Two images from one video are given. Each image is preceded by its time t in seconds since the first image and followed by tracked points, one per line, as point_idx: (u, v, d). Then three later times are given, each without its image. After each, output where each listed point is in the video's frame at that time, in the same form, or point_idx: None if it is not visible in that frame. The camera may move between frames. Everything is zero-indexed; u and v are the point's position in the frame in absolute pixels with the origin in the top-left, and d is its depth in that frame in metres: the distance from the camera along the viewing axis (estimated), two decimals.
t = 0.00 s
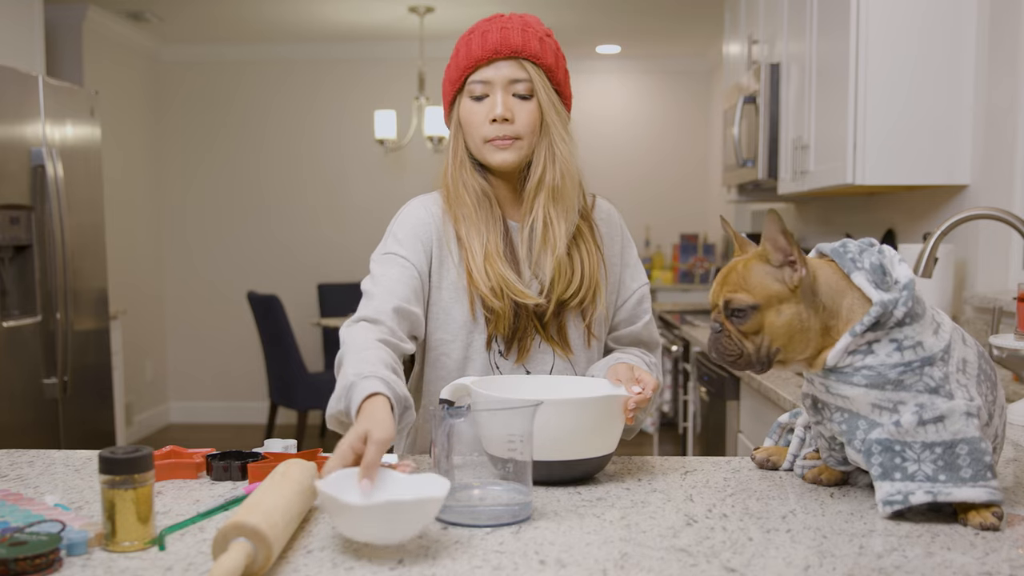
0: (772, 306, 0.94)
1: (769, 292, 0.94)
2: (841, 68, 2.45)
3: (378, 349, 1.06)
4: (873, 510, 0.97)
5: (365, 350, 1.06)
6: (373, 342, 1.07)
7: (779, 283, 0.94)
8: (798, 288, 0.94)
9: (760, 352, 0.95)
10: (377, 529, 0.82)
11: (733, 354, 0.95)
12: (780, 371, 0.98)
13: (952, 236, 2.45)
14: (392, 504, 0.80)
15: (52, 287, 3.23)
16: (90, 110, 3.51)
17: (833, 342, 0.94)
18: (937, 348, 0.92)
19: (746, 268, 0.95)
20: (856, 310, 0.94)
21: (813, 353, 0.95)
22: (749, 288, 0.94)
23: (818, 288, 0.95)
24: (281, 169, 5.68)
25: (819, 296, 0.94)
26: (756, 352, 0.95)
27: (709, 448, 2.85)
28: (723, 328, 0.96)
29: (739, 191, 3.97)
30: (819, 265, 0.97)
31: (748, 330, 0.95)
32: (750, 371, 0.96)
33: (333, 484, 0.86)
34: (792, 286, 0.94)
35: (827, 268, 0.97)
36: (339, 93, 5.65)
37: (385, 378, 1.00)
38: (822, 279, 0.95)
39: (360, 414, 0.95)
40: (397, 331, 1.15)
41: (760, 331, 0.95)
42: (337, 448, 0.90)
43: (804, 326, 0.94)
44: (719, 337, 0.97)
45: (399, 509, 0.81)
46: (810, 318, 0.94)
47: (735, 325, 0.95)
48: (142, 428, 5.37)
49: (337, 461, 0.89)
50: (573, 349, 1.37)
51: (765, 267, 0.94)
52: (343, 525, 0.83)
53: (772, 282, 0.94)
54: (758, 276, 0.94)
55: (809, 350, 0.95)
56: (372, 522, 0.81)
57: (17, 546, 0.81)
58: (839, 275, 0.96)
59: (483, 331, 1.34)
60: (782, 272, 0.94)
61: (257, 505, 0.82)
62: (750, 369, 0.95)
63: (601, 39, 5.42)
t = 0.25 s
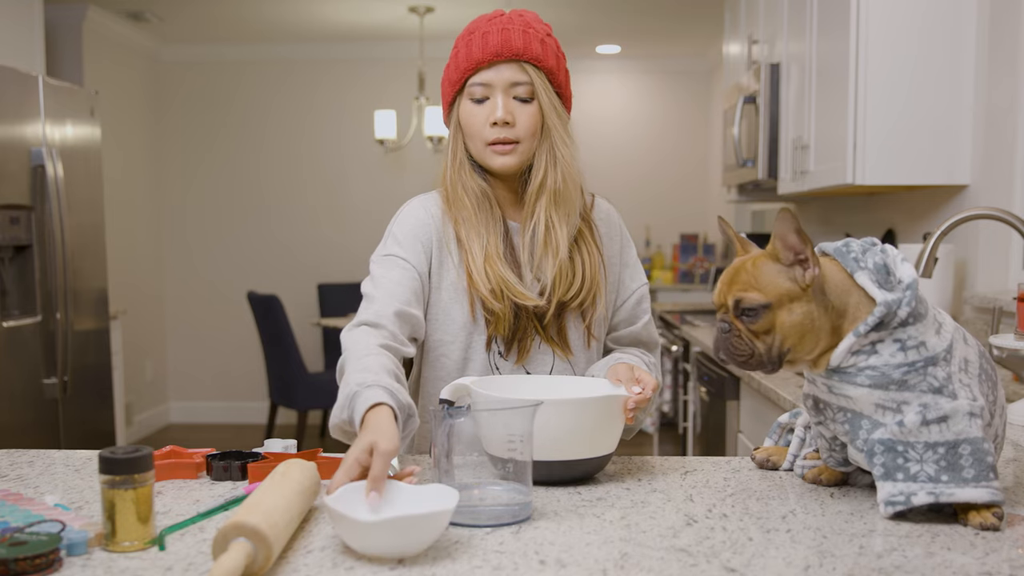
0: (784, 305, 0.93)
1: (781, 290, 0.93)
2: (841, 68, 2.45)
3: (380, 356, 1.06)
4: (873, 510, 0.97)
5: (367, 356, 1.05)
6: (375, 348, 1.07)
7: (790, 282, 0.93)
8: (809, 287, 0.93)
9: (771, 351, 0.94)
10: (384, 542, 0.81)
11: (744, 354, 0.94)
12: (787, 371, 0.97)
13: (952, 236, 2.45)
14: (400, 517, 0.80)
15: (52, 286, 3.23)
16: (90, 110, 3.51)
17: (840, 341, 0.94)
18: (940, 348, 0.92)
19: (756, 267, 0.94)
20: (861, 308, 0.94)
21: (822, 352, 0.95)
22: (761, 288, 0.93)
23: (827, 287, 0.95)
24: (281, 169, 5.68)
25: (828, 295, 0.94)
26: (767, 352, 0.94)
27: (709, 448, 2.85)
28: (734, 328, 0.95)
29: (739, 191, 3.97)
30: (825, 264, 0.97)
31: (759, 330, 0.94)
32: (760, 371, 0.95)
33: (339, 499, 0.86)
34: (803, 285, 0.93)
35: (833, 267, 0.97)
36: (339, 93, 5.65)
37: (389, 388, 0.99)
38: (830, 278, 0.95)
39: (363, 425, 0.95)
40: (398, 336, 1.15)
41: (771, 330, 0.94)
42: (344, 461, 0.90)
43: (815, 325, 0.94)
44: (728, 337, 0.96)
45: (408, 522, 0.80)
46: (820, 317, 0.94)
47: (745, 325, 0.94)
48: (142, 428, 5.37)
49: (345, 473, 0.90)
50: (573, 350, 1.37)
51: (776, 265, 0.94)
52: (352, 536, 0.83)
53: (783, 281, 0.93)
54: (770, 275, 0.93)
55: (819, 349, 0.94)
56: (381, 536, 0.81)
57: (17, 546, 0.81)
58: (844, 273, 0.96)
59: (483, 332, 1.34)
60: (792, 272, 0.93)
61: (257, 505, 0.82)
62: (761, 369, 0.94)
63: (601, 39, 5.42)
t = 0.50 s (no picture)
0: (793, 302, 0.93)
1: (789, 288, 0.93)
2: (841, 68, 2.45)
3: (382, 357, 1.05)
4: (873, 510, 0.97)
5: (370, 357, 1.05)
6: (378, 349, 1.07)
7: (797, 280, 0.93)
8: (817, 284, 0.93)
9: (780, 350, 0.94)
10: (383, 541, 0.81)
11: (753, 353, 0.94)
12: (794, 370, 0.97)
13: (952, 236, 2.45)
14: (399, 516, 0.80)
15: (52, 286, 3.23)
16: (90, 110, 3.51)
17: (847, 339, 0.93)
18: (944, 348, 0.92)
19: (764, 265, 0.94)
20: (867, 306, 0.94)
21: (832, 349, 0.94)
22: (768, 286, 0.93)
23: (834, 284, 0.94)
24: (281, 169, 5.68)
25: (836, 292, 0.94)
26: (776, 350, 0.94)
27: (709, 448, 2.85)
28: (742, 326, 0.95)
29: (739, 192, 3.97)
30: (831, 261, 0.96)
31: (768, 328, 0.94)
32: (769, 369, 0.95)
33: (339, 501, 0.86)
34: (810, 282, 0.93)
35: (840, 263, 0.96)
36: (339, 93, 5.65)
37: (389, 389, 0.99)
38: (837, 275, 0.94)
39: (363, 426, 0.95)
40: (402, 336, 1.15)
41: (780, 328, 0.93)
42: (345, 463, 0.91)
43: (824, 322, 0.93)
44: (736, 335, 0.96)
45: (406, 521, 0.80)
46: (829, 314, 0.93)
47: (754, 323, 0.94)
48: (142, 428, 5.37)
49: (346, 476, 0.91)
50: (575, 350, 1.37)
51: (783, 263, 0.93)
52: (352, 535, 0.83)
53: (791, 278, 0.93)
54: (778, 273, 0.93)
55: (828, 347, 0.94)
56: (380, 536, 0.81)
57: (17, 546, 0.81)
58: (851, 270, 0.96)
59: (485, 332, 1.34)
60: (799, 269, 0.93)
61: (257, 505, 0.82)
62: (770, 367, 0.94)
63: (601, 39, 5.42)
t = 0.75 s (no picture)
0: (793, 304, 0.92)
1: (791, 289, 0.92)
2: (841, 67, 2.45)
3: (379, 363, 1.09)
4: (873, 510, 0.98)
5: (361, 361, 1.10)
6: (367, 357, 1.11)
7: (799, 281, 0.92)
8: (819, 286, 0.92)
9: (779, 351, 0.93)
10: (383, 542, 0.81)
11: (752, 353, 0.93)
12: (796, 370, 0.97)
13: (952, 236, 2.45)
14: (398, 516, 0.80)
15: (52, 286, 3.23)
16: (90, 110, 3.51)
17: (850, 339, 0.93)
18: (948, 347, 0.92)
19: (764, 265, 0.93)
20: (872, 306, 0.93)
21: (832, 350, 0.94)
22: (770, 287, 0.92)
23: (837, 285, 0.93)
24: (282, 169, 5.68)
25: (839, 294, 0.93)
26: (775, 351, 0.93)
27: (709, 448, 2.85)
28: (742, 326, 0.94)
29: (739, 191, 3.97)
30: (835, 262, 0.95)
31: (767, 329, 0.93)
32: (769, 369, 0.94)
33: (338, 502, 0.86)
34: (812, 284, 0.92)
35: (844, 264, 0.95)
36: (339, 93, 5.65)
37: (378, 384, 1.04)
38: (841, 276, 0.93)
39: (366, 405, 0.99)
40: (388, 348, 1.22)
41: (780, 329, 0.93)
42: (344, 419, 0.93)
43: (825, 324, 0.93)
44: (737, 335, 0.95)
45: (405, 520, 0.80)
46: (831, 316, 0.93)
47: (754, 323, 0.94)
48: (142, 428, 5.36)
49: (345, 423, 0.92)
50: (580, 349, 1.37)
51: (784, 262, 0.92)
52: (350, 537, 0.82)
53: (793, 280, 0.92)
54: (780, 274, 0.92)
55: (828, 347, 0.94)
56: (379, 537, 0.81)
57: (17, 546, 0.81)
58: (855, 271, 0.95)
59: (490, 331, 1.34)
60: (800, 270, 0.92)
61: (257, 505, 0.82)
62: (768, 367, 0.94)
63: (601, 39, 5.42)
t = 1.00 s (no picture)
0: (792, 304, 0.93)
1: (791, 290, 0.93)
2: (841, 67, 2.45)
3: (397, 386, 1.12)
4: (873, 510, 0.98)
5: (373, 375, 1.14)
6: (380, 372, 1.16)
7: (798, 281, 0.93)
8: (818, 286, 0.92)
9: (778, 350, 0.93)
10: (384, 541, 0.81)
11: (751, 353, 0.94)
12: (795, 370, 0.97)
13: (952, 236, 2.45)
14: (398, 516, 0.80)
15: (52, 286, 3.23)
16: (90, 110, 3.51)
17: (849, 340, 0.93)
18: (947, 348, 0.93)
19: (764, 266, 0.93)
20: (871, 307, 0.93)
21: (830, 350, 0.94)
22: (769, 287, 0.93)
23: (836, 286, 0.94)
24: (282, 169, 5.68)
25: (838, 294, 0.93)
26: (774, 351, 0.93)
27: (709, 448, 2.85)
28: (742, 326, 0.95)
29: (739, 192, 3.97)
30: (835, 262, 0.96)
31: (766, 329, 0.93)
32: (767, 368, 0.95)
33: (338, 502, 0.86)
34: (812, 284, 0.92)
35: (843, 265, 0.96)
36: (339, 93, 5.65)
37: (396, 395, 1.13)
38: (839, 277, 0.94)
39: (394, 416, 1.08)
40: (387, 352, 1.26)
41: (779, 329, 0.93)
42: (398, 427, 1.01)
43: (824, 324, 0.93)
44: (736, 335, 0.95)
45: (406, 519, 0.80)
46: (829, 316, 0.93)
47: (754, 323, 0.94)
48: (142, 428, 5.36)
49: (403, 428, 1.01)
50: (579, 347, 1.37)
51: (784, 263, 0.93)
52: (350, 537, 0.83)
53: (792, 280, 0.93)
54: (779, 274, 0.93)
55: (827, 347, 0.94)
56: (377, 537, 0.81)
57: (17, 546, 0.81)
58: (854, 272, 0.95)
59: (489, 329, 1.34)
60: (801, 270, 0.93)
61: (257, 505, 0.82)
62: (767, 367, 0.94)
63: (601, 39, 5.42)
